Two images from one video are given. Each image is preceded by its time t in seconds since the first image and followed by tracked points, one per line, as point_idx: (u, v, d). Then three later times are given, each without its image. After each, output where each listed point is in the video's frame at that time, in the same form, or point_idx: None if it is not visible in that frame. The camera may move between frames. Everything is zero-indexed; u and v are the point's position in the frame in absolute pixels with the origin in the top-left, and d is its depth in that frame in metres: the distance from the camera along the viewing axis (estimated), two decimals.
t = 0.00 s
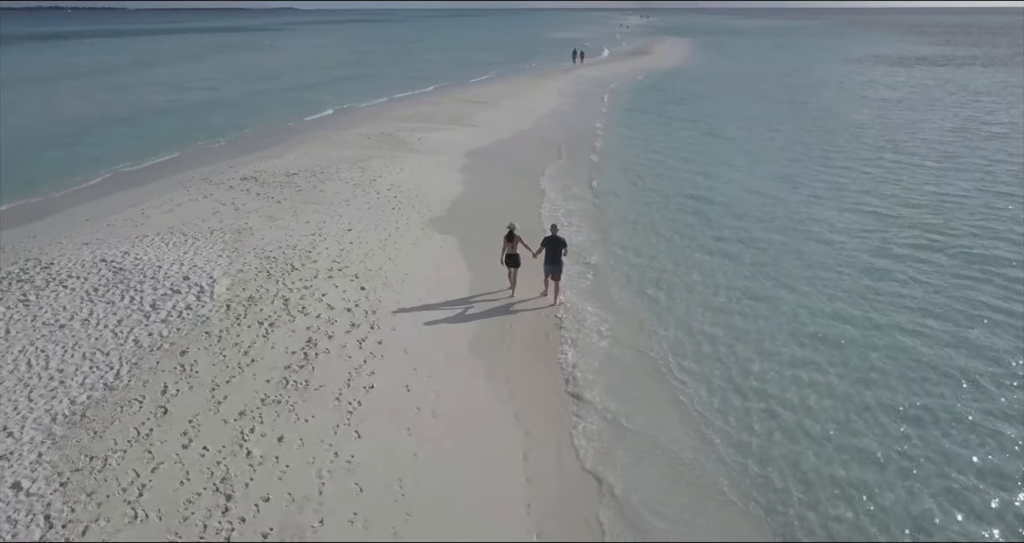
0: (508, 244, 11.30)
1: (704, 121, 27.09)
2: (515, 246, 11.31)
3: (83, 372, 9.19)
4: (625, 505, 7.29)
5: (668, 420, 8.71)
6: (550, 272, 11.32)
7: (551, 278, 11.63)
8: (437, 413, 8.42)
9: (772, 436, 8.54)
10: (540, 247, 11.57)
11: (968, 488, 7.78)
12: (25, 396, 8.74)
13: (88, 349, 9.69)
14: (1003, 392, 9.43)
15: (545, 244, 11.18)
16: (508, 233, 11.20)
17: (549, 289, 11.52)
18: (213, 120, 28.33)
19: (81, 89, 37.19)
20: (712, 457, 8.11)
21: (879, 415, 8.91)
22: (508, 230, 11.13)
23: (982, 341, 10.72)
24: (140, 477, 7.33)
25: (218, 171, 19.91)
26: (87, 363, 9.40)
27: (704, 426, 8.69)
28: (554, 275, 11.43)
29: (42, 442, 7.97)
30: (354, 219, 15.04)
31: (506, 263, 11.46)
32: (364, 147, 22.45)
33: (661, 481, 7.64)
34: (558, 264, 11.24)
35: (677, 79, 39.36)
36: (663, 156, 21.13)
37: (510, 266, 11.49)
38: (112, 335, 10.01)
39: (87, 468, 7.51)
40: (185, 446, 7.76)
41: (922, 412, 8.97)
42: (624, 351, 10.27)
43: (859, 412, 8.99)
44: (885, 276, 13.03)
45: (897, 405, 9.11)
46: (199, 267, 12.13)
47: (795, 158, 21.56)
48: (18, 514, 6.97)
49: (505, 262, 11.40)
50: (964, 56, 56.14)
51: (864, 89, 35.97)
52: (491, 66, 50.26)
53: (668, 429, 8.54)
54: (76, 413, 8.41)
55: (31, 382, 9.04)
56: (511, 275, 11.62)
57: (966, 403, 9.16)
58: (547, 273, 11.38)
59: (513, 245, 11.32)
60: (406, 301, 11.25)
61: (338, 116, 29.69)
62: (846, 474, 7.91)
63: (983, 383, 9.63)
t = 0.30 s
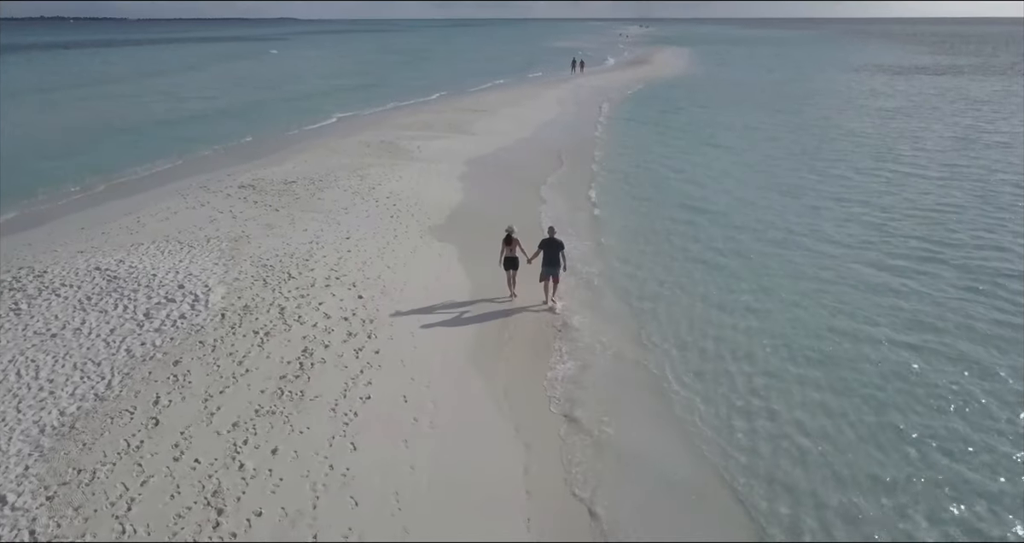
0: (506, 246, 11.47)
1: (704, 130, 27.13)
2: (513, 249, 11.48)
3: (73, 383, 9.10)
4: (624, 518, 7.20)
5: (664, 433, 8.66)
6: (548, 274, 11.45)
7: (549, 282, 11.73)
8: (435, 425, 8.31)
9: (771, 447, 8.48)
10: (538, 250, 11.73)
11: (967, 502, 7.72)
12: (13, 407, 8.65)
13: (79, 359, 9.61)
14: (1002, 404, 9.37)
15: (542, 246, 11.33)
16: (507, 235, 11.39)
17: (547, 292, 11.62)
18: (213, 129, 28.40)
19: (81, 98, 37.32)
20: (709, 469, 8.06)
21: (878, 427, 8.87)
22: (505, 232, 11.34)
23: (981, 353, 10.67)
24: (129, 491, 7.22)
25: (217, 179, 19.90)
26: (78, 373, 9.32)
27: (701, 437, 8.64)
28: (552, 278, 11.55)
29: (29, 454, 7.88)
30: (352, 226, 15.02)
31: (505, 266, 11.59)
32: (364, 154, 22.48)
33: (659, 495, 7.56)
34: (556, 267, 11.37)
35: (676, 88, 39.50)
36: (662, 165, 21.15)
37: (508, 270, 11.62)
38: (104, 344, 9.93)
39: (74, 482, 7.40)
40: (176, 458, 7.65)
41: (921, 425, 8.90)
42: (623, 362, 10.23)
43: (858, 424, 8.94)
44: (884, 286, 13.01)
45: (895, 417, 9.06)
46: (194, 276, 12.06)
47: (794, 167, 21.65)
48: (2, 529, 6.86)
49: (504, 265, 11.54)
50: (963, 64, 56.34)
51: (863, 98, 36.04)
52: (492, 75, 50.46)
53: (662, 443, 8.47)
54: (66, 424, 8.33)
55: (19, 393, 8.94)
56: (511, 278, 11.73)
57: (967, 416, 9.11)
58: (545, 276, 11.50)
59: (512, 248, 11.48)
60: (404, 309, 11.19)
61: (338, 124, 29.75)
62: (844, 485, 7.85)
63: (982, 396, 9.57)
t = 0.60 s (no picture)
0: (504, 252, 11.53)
1: (704, 139, 27.15)
2: (511, 254, 11.57)
3: (63, 394, 9.02)
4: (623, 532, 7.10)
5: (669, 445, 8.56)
6: (548, 280, 11.49)
7: (549, 288, 11.76)
8: (433, 437, 8.21)
9: (770, 456, 8.43)
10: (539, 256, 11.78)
11: (967, 515, 7.67)
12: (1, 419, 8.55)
13: (70, 370, 9.52)
14: (1001, 415, 9.35)
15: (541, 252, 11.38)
16: (505, 240, 11.47)
17: (547, 298, 11.65)
18: (213, 139, 28.44)
19: (82, 108, 37.42)
20: (708, 479, 8.00)
21: (877, 438, 8.82)
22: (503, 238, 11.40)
23: (981, 364, 10.63)
24: (117, 506, 7.11)
25: (215, 188, 19.87)
26: (68, 384, 9.23)
27: (700, 445, 8.59)
28: (553, 284, 11.58)
29: (16, 468, 7.78)
30: (350, 235, 14.95)
31: (504, 271, 11.68)
32: (364, 163, 22.46)
33: (663, 510, 7.45)
34: (556, 273, 11.41)
35: (677, 98, 39.52)
36: (662, 175, 21.14)
37: (507, 275, 11.68)
38: (96, 355, 9.84)
39: (61, 497, 7.30)
40: (167, 472, 7.54)
41: (921, 437, 8.86)
42: (625, 371, 10.16)
43: (857, 434, 8.89)
44: (884, 297, 12.97)
45: (895, 427, 9.01)
46: (189, 285, 11.98)
47: (794, 176, 21.66)
48: None
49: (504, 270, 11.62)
50: (963, 75, 56.61)
51: (864, 109, 36.04)
52: (493, 86, 50.56)
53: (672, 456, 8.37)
54: (54, 437, 8.23)
55: (8, 405, 8.85)
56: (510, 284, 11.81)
57: (966, 428, 9.07)
58: (546, 282, 11.53)
59: (510, 253, 11.57)
60: (403, 318, 11.11)
61: (339, 133, 29.75)
62: (843, 496, 7.81)
63: (983, 408, 9.52)
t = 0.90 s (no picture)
0: (503, 256, 11.76)
1: (703, 149, 27.20)
2: (511, 258, 11.79)
3: (52, 406, 8.92)
4: None
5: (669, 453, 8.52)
6: (549, 284, 11.63)
7: (550, 292, 11.91)
8: (430, 450, 8.11)
9: (768, 461, 8.44)
10: (540, 261, 11.97)
11: (966, 514, 7.74)
12: None
13: (60, 381, 9.44)
14: (999, 418, 9.44)
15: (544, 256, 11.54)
16: (504, 245, 11.69)
17: (548, 302, 11.80)
18: (213, 150, 28.48)
19: (82, 119, 37.52)
20: (707, 483, 8.01)
21: (876, 442, 8.84)
22: (503, 242, 11.62)
23: (981, 371, 10.62)
24: (105, 521, 6.99)
25: (213, 197, 19.85)
26: (58, 396, 9.14)
27: (698, 450, 8.62)
28: (554, 289, 11.72)
29: (3, 481, 7.68)
30: (349, 245, 14.90)
31: (503, 275, 11.90)
32: (363, 173, 22.46)
33: (663, 522, 7.37)
34: (557, 277, 11.56)
35: (676, 109, 39.61)
36: (661, 184, 21.18)
37: (506, 279, 11.89)
38: (88, 366, 9.75)
39: (48, 512, 7.19)
40: (156, 486, 7.43)
41: (920, 442, 8.87)
42: (625, 379, 10.15)
43: (857, 438, 8.93)
44: (883, 303, 12.99)
45: (895, 430, 9.09)
46: (184, 295, 11.91)
47: (793, 186, 21.76)
48: None
49: (502, 275, 11.83)
50: (961, 85, 56.97)
51: (864, 119, 36.09)
52: (492, 97, 50.70)
53: (671, 465, 8.31)
54: (42, 450, 8.14)
55: None
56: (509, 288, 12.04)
57: (965, 433, 9.08)
58: (547, 286, 11.67)
59: (510, 257, 11.80)
60: (401, 327, 11.04)
61: (338, 143, 29.76)
62: (842, 501, 7.81)
63: (982, 415, 9.52)
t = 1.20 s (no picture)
0: (502, 263, 11.80)
1: (703, 161, 27.19)
2: (509, 266, 11.85)
3: (40, 421, 8.82)
4: None
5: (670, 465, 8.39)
6: (548, 292, 11.66)
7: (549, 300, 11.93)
8: (427, 465, 7.99)
9: (767, 470, 8.36)
10: (539, 268, 12.00)
11: (968, 522, 7.68)
12: None
13: (49, 395, 9.33)
14: (999, 428, 9.41)
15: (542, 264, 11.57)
16: (502, 252, 11.75)
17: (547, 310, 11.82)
18: (212, 162, 28.50)
19: (82, 131, 37.61)
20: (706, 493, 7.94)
21: (876, 452, 8.79)
22: (503, 250, 11.69)
23: (984, 382, 10.55)
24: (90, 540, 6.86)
25: (211, 208, 19.81)
26: (46, 410, 9.03)
27: (697, 459, 8.54)
28: (553, 297, 11.74)
29: None
30: (347, 256, 14.82)
31: (502, 283, 11.93)
32: (362, 184, 22.43)
33: (662, 538, 7.23)
34: (556, 285, 11.58)
35: (676, 122, 39.66)
36: (661, 197, 21.14)
37: (505, 287, 11.93)
38: (78, 380, 9.65)
39: (31, 530, 7.06)
40: (144, 504, 7.30)
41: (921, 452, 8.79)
42: (625, 390, 10.04)
43: (858, 447, 8.89)
44: (884, 315, 12.92)
45: (895, 439, 9.05)
46: (178, 306, 11.82)
47: (793, 197, 21.77)
48: None
49: (500, 282, 11.87)
50: (960, 98, 57.15)
51: (864, 132, 36.10)
52: (492, 110, 50.82)
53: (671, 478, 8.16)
54: (27, 466, 8.03)
55: None
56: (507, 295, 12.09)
57: (967, 444, 9.00)
58: (546, 294, 11.69)
59: (508, 265, 11.84)
60: (399, 339, 10.94)
61: (338, 155, 29.77)
62: (841, 510, 7.73)
63: (984, 425, 9.45)
